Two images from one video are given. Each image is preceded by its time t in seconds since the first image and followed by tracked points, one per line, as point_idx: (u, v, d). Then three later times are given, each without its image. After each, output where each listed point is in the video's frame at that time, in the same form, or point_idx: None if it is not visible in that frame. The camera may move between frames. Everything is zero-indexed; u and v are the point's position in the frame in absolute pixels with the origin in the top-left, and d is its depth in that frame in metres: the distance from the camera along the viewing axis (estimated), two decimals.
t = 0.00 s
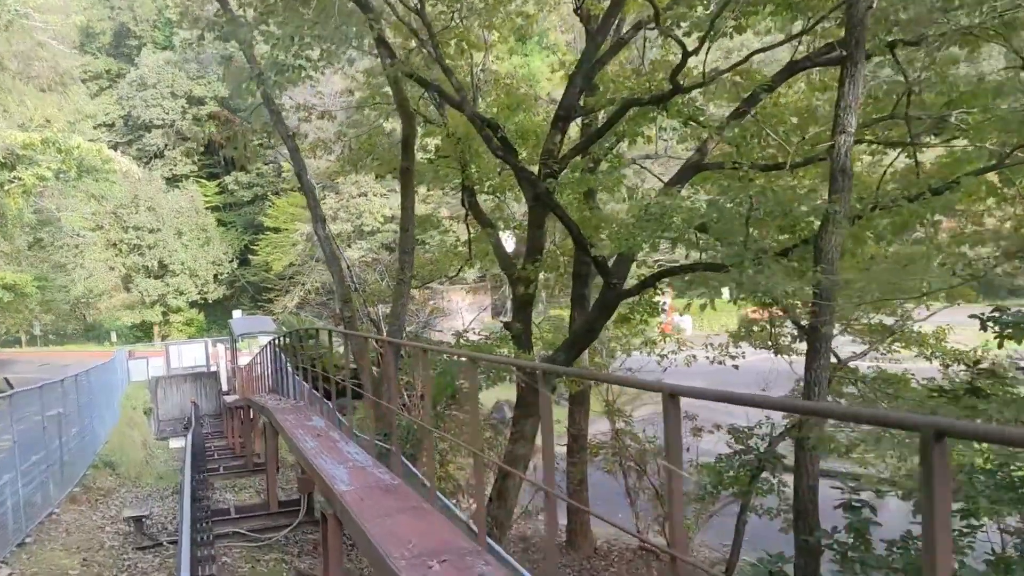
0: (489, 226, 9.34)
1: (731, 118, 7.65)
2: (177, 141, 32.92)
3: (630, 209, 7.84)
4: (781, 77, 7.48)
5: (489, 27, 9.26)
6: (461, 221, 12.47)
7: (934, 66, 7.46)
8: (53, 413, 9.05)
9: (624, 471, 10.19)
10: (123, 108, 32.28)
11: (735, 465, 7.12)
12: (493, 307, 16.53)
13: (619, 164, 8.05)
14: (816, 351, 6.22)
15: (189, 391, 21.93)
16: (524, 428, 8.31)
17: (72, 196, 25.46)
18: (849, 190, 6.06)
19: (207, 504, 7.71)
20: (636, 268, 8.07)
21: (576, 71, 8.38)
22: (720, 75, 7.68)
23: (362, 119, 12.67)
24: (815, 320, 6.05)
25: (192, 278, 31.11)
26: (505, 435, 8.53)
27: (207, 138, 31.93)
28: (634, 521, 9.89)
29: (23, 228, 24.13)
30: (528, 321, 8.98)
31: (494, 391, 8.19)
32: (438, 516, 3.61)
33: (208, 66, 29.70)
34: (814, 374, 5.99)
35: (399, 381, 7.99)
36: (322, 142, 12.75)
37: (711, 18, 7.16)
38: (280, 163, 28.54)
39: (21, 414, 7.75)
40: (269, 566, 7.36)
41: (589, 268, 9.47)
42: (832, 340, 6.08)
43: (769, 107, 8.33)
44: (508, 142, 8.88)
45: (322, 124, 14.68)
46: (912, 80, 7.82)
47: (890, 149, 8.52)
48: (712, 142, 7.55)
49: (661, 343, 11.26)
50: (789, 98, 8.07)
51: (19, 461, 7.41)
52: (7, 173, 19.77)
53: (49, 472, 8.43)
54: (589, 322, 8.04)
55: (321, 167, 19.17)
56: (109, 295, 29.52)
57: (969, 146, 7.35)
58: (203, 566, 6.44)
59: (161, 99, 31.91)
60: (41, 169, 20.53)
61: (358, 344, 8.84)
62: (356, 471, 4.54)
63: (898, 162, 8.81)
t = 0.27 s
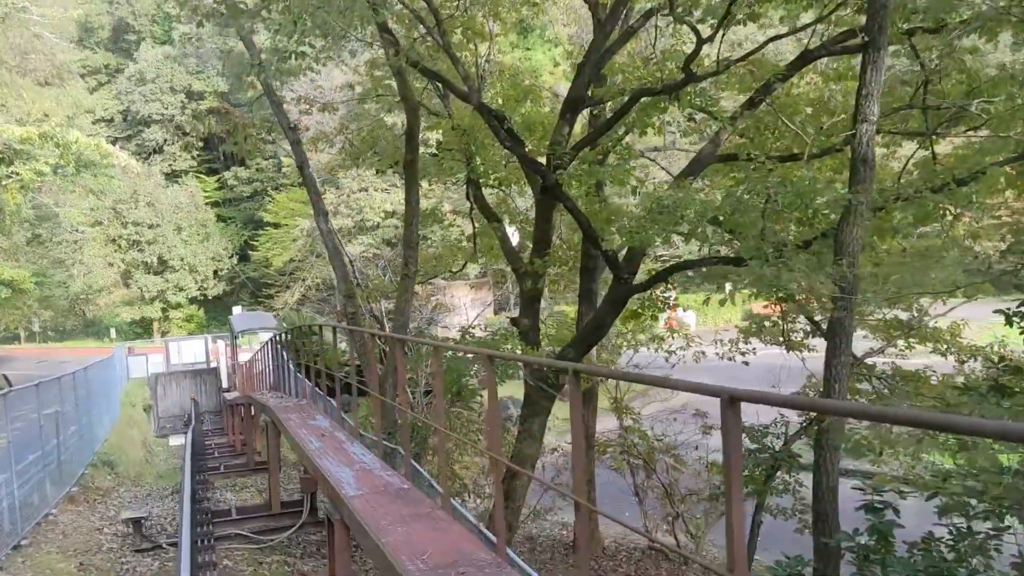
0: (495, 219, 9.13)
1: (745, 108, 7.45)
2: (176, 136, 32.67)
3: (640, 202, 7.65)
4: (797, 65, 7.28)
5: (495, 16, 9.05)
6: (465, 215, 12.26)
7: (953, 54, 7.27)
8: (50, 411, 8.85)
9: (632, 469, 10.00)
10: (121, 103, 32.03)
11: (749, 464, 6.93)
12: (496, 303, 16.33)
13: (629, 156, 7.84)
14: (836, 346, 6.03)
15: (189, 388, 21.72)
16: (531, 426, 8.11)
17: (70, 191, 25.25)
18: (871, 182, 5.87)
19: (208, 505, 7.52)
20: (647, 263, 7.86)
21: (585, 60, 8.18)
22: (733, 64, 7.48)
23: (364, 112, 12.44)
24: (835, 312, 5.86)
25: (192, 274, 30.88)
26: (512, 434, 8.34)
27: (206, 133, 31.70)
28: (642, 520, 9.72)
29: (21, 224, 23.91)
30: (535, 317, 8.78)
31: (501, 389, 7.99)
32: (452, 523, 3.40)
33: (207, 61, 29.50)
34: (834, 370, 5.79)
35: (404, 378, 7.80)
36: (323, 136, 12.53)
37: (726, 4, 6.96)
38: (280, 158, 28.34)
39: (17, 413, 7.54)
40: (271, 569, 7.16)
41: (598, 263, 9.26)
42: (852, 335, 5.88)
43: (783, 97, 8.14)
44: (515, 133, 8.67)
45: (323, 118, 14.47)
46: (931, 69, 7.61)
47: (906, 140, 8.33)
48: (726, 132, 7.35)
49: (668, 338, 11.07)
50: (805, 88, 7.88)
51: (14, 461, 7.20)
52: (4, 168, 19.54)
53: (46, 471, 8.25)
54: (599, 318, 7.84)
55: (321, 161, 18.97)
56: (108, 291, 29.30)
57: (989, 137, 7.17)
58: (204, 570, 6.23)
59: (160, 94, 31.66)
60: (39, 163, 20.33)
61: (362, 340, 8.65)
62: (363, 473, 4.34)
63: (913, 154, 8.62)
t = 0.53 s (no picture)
0: (502, 210, 8.92)
1: (760, 95, 7.22)
2: (176, 128, 32.44)
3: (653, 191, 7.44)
4: (814, 50, 7.06)
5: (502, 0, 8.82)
6: (470, 206, 12.05)
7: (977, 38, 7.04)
8: (48, 407, 8.66)
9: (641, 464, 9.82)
10: (121, 95, 31.77)
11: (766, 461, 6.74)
12: (499, 296, 16.14)
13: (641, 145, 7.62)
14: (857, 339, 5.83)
15: (190, 381, 21.57)
16: (539, 422, 7.92)
17: (69, 184, 25.03)
18: (894, 171, 5.68)
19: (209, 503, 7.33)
20: (659, 254, 7.65)
21: (594, 46, 7.97)
22: (748, 49, 7.25)
23: (366, 102, 12.22)
24: (857, 303, 5.66)
25: (192, 267, 30.66)
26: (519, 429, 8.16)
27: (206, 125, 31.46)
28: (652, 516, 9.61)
29: (19, 217, 23.72)
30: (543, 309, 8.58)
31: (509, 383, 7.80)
32: (469, 529, 3.20)
33: (206, 52, 29.23)
34: (856, 364, 5.60)
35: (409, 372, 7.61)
36: (325, 126, 12.31)
37: None
38: (280, 150, 28.10)
39: (14, 408, 7.37)
40: (275, 567, 6.98)
41: (607, 254, 9.05)
42: (875, 328, 5.67)
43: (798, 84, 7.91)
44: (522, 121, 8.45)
45: (325, 108, 14.25)
46: (951, 55, 7.39)
47: (925, 128, 8.09)
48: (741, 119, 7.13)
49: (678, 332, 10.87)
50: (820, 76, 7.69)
51: (12, 459, 7.04)
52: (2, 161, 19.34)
53: (43, 468, 8.07)
54: (609, 311, 7.64)
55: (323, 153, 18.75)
56: (108, 284, 29.10)
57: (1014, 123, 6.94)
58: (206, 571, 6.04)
59: (159, 86, 31.39)
60: (37, 156, 20.13)
61: (366, 333, 8.45)
62: (373, 472, 4.13)
63: (931, 141, 8.39)
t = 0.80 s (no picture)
0: (510, 201, 8.70)
1: (777, 81, 6.98)
2: (176, 120, 32.18)
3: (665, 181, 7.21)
4: (834, 34, 6.82)
5: None
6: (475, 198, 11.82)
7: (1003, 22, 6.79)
8: (44, 403, 8.48)
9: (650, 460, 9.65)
10: (120, 87, 31.51)
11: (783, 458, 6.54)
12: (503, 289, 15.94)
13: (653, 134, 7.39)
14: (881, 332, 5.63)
15: (191, 375, 21.39)
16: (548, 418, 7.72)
17: (68, 176, 24.77)
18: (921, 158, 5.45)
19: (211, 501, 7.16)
20: (672, 246, 7.43)
21: (604, 31, 7.73)
22: (764, 33, 7.01)
23: (369, 91, 11.98)
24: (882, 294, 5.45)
25: (192, 260, 30.43)
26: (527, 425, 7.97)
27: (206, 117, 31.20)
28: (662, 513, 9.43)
29: (18, 209, 23.52)
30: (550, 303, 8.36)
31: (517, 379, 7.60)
32: (487, 535, 3.01)
33: (206, 43, 28.92)
34: (881, 358, 5.39)
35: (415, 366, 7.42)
36: (327, 116, 12.08)
37: None
38: (280, 142, 27.84)
39: (9, 404, 7.18)
40: (278, 568, 6.78)
41: (617, 246, 8.83)
42: (899, 321, 5.47)
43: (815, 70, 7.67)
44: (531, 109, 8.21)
45: (327, 98, 14.01)
46: (975, 39, 7.14)
47: (946, 116, 7.84)
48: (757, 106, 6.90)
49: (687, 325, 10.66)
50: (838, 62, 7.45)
51: (7, 456, 6.85)
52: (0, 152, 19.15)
53: (41, 466, 7.88)
54: (621, 304, 7.43)
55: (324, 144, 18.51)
56: (108, 277, 28.90)
57: None
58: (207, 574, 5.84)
59: (159, 78, 31.13)
60: (35, 147, 19.88)
61: (370, 327, 8.27)
62: (382, 472, 3.94)
63: (951, 130, 8.15)
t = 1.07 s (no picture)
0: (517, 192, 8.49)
1: (794, 69, 6.78)
2: (175, 113, 31.92)
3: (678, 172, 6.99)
4: (854, 21, 6.60)
5: None
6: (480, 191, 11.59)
7: None
8: (41, 399, 8.28)
9: (658, 457, 9.51)
10: (119, 80, 31.25)
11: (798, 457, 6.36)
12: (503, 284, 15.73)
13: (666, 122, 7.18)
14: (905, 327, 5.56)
15: (191, 370, 21.21)
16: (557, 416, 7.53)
17: (66, 169, 24.49)
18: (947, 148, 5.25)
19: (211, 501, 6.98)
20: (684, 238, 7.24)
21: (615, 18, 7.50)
22: (781, 19, 6.78)
23: (372, 82, 11.74)
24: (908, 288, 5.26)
25: (192, 254, 30.20)
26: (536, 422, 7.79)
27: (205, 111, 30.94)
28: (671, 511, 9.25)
29: (16, 203, 23.31)
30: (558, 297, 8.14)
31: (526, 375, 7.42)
32: (509, 546, 2.81)
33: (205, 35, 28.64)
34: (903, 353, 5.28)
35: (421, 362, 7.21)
36: (330, 108, 11.85)
37: None
38: (281, 136, 27.59)
39: (4, 400, 6.98)
40: (281, 570, 6.59)
41: (626, 239, 8.62)
42: (924, 315, 5.31)
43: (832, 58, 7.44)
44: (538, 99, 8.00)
45: (329, 90, 13.78)
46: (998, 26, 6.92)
47: (966, 106, 7.61)
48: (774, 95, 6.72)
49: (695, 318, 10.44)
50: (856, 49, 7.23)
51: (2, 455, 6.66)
52: None
53: (37, 464, 7.69)
54: (631, 298, 7.24)
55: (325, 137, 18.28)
56: (107, 272, 28.68)
57: None
58: None
59: (158, 71, 30.87)
60: (33, 140, 19.63)
61: (373, 322, 8.08)
62: (392, 475, 3.73)
63: (971, 121, 7.93)
